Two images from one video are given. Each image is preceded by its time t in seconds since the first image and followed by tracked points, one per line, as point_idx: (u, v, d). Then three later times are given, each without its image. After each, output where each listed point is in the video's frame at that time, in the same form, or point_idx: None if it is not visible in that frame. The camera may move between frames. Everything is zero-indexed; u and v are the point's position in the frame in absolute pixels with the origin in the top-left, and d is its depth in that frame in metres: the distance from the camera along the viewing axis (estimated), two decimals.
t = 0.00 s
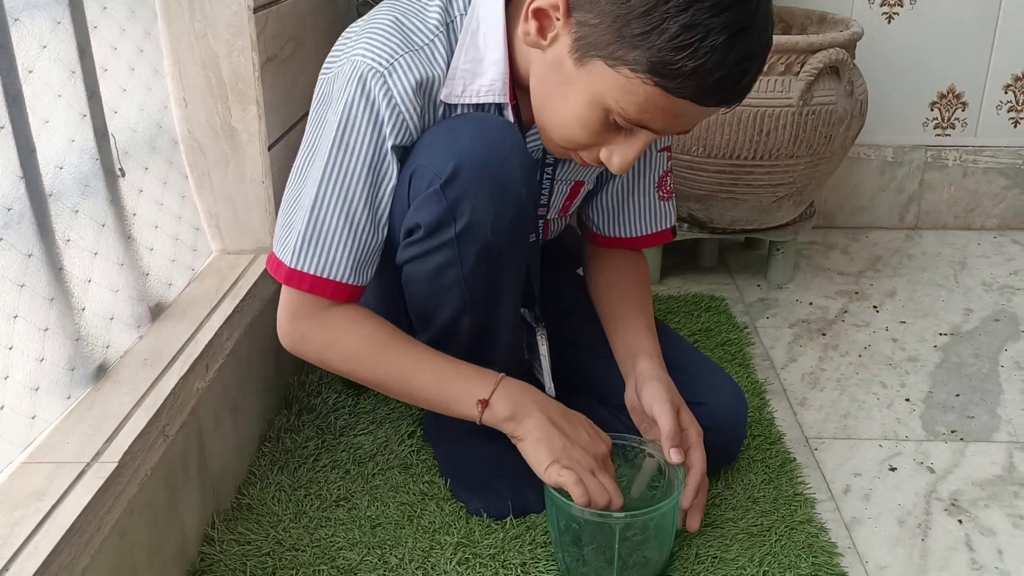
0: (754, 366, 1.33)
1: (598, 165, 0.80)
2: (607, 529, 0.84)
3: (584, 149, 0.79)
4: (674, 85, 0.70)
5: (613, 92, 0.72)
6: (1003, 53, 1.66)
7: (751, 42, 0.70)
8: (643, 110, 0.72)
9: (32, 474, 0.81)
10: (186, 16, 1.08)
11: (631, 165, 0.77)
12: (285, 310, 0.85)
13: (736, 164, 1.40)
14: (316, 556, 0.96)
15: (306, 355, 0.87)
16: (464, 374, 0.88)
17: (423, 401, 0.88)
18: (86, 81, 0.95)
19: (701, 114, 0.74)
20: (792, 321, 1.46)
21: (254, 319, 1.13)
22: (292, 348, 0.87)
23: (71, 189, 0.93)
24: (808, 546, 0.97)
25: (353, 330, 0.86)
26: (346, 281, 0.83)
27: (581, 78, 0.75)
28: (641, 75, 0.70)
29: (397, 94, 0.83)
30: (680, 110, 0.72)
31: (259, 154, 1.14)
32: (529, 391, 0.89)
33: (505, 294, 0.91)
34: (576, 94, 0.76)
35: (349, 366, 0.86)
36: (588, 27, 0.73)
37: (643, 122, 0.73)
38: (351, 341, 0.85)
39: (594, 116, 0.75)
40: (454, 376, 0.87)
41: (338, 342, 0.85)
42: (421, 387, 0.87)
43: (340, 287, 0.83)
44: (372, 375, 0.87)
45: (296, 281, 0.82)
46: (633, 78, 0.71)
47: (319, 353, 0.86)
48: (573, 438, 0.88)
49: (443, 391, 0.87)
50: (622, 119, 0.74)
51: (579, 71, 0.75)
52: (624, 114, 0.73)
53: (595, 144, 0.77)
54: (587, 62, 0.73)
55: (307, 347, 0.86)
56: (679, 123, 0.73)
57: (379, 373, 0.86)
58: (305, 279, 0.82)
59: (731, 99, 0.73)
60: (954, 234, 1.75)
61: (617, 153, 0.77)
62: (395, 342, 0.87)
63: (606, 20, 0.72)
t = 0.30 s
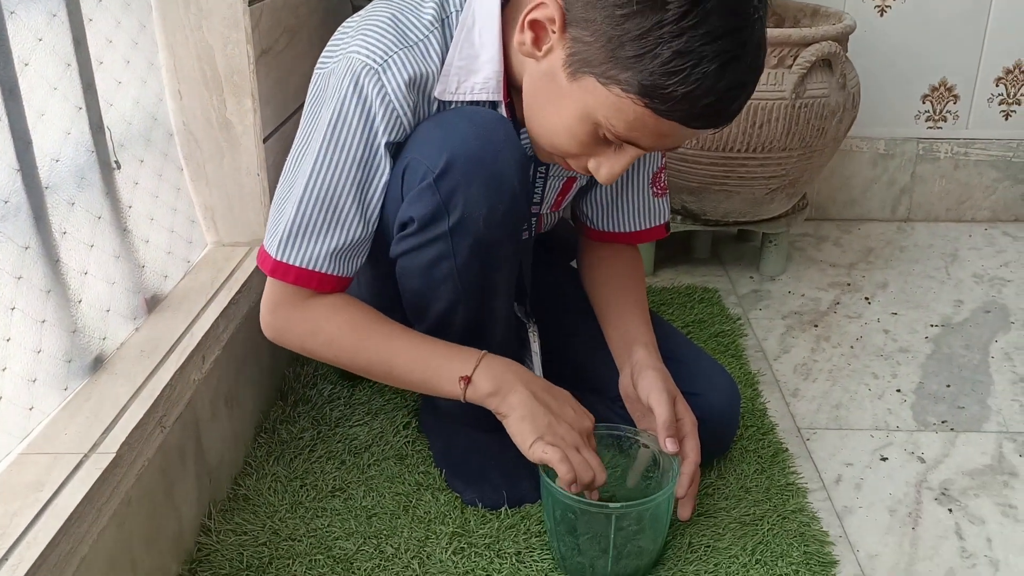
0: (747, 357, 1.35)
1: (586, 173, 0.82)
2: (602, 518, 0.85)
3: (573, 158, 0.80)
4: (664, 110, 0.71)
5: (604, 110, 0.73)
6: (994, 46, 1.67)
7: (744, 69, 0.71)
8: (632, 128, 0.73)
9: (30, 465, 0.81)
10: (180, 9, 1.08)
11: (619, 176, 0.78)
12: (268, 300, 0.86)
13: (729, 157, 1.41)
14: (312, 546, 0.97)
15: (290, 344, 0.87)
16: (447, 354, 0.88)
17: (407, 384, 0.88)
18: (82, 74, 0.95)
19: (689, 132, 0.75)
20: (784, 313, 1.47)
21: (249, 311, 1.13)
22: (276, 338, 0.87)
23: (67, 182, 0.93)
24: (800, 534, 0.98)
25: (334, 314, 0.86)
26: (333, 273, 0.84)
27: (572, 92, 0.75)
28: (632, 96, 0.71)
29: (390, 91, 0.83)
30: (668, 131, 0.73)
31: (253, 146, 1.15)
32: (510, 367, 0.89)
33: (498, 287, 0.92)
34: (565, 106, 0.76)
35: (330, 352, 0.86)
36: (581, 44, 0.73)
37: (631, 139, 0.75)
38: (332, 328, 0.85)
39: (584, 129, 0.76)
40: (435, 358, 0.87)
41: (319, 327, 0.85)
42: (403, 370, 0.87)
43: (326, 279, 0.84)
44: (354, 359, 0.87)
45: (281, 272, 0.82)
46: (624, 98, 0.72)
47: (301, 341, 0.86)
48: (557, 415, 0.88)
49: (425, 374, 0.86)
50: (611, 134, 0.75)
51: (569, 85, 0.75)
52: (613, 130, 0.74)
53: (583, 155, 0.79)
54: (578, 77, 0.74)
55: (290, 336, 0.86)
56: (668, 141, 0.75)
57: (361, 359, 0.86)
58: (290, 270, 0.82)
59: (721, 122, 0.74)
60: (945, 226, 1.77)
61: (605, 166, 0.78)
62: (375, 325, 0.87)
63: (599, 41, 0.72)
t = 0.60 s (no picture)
0: (741, 352, 1.35)
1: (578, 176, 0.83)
2: (596, 513, 0.86)
3: (565, 163, 0.81)
4: (659, 129, 0.72)
5: (599, 124, 0.74)
6: (987, 42, 1.67)
7: (740, 90, 0.71)
8: (626, 141, 0.74)
9: (26, 459, 0.81)
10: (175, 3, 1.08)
11: (611, 183, 0.80)
12: (258, 299, 0.83)
13: (723, 151, 1.41)
14: (308, 540, 0.97)
15: (279, 346, 0.85)
16: (444, 360, 0.88)
17: (401, 389, 0.87)
18: (76, 68, 0.95)
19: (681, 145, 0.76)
20: (778, 308, 1.47)
21: (244, 306, 1.13)
22: (265, 339, 0.85)
23: (62, 176, 0.93)
24: (793, 528, 0.99)
25: (330, 317, 0.84)
26: (330, 273, 0.83)
27: (567, 102, 0.75)
28: (627, 111, 0.72)
29: (388, 88, 0.83)
30: (661, 147, 0.74)
31: (248, 141, 1.15)
32: (508, 376, 0.90)
33: (494, 283, 0.92)
34: (560, 115, 0.77)
35: (323, 355, 0.85)
36: (580, 56, 0.73)
37: (625, 152, 0.76)
38: (329, 329, 0.84)
39: (578, 139, 0.77)
40: (432, 361, 0.87)
41: (315, 329, 0.84)
42: (400, 372, 0.86)
43: (321, 279, 0.83)
44: (348, 364, 0.86)
45: (277, 271, 0.81)
46: (619, 112, 0.72)
47: (294, 341, 0.84)
48: (552, 421, 0.89)
49: (423, 376, 0.86)
50: (605, 145, 0.76)
51: (565, 94, 0.75)
52: (608, 142, 0.75)
53: (575, 162, 0.80)
54: (575, 88, 0.74)
55: (281, 337, 0.84)
56: (660, 155, 0.76)
57: (356, 360, 0.85)
58: (287, 270, 0.81)
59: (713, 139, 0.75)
60: (939, 221, 1.77)
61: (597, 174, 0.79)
62: (371, 330, 0.86)
63: (597, 55, 0.72)
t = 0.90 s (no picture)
0: (738, 351, 1.35)
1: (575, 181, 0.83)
2: (593, 511, 0.86)
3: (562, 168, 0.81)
4: (657, 140, 0.72)
5: (597, 132, 0.74)
6: (985, 41, 1.67)
7: (738, 104, 0.71)
8: (624, 150, 0.75)
9: (25, 460, 0.81)
10: (173, 4, 1.08)
11: (608, 189, 0.80)
12: (248, 296, 0.82)
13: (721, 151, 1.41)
14: (306, 540, 0.97)
15: (270, 347, 0.83)
16: (435, 364, 0.88)
17: (395, 393, 0.87)
18: (75, 69, 0.94)
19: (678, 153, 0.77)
20: (776, 307, 1.48)
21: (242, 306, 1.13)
22: (255, 340, 0.83)
23: (60, 177, 0.93)
24: (791, 528, 0.99)
25: (321, 319, 0.83)
26: (323, 273, 0.81)
27: (566, 109, 0.76)
28: (626, 121, 0.72)
29: (392, 90, 0.83)
30: (659, 155, 0.75)
31: (246, 141, 1.14)
32: (500, 382, 0.90)
33: (493, 285, 0.92)
34: (559, 121, 0.77)
35: (313, 355, 0.84)
36: (580, 66, 0.73)
37: (623, 160, 0.76)
38: (323, 330, 0.84)
39: (576, 145, 0.77)
40: (425, 366, 0.87)
41: (307, 329, 0.83)
42: (393, 376, 0.86)
43: (316, 279, 0.82)
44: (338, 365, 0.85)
45: (273, 268, 0.80)
46: (618, 123, 0.73)
47: (286, 342, 0.83)
48: (547, 425, 0.90)
49: (418, 379, 0.86)
50: (603, 152, 0.76)
51: (565, 101, 0.75)
52: (606, 150, 0.76)
53: (573, 168, 0.80)
54: (574, 96, 0.74)
55: (273, 338, 0.83)
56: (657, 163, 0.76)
57: (350, 363, 0.85)
58: (283, 267, 0.80)
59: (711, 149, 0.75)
60: (936, 220, 1.78)
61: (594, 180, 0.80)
62: (361, 333, 0.86)
63: (598, 66, 0.72)
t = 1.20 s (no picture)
0: (737, 351, 1.35)
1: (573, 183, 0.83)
2: (591, 512, 0.86)
3: (560, 170, 0.82)
4: (654, 145, 0.72)
5: (594, 136, 0.75)
6: (984, 41, 1.67)
7: (736, 111, 0.71)
8: (621, 155, 0.75)
9: (25, 461, 0.81)
10: (172, 4, 1.08)
11: (604, 192, 0.80)
12: (225, 287, 0.81)
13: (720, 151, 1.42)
14: (305, 541, 0.97)
15: (245, 338, 0.82)
16: (415, 362, 0.87)
17: (371, 387, 0.86)
18: (74, 70, 0.94)
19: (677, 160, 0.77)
20: (775, 306, 1.48)
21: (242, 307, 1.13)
22: (231, 331, 0.82)
23: (59, 177, 0.93)
24: (790, 528, 0.99)
25: (299, 311, 0.82)
26: (303, 269, 0.81)
27: (563, 112, 0.76)
28: (623, 127, 0.72)
29: (388, 92, 0.83)
30: (655, 160, 0.75)
31: (245, 141, 1.14)
32: (479, 381, 0.89)
33: (493, 287, 0.92)
34: (556, 125, 0.77)
35: (289, 347, 0.83)
36: (578, 70, 0.73)
37: (620, 164, 0.77)
38: (300, 324, 0.82)
39: (573, 149, 0.77)
40: (404, 362, 0.86)
41: (283, 322, 0.82)
42: (371, 371, 0.85)
43: (297, 275, 0.81)
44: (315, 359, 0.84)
45: (252, 262, 0.79)
46: (615, 128, 0.73)
47: (262, 334, 0.82)
48: (524, 414, 0.89)
49: (395, 375, 0.85)
50: (600, 157, 0.77)
51: (562, 104, 0.76)
52: (603, 154, 0.76)
53: (570, 171, 0.80)
54: (571, 101, 0.74)
55: (250, 329, 0.82)
56: (654, 168, 0.77)
57: (326, 358, 0.84)
58: (263, 262, 0.79)
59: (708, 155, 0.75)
60: (935, 220, 1.78)
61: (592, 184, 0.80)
62: (339, 327, 0.85)
63: (595, 71, 0.72)
